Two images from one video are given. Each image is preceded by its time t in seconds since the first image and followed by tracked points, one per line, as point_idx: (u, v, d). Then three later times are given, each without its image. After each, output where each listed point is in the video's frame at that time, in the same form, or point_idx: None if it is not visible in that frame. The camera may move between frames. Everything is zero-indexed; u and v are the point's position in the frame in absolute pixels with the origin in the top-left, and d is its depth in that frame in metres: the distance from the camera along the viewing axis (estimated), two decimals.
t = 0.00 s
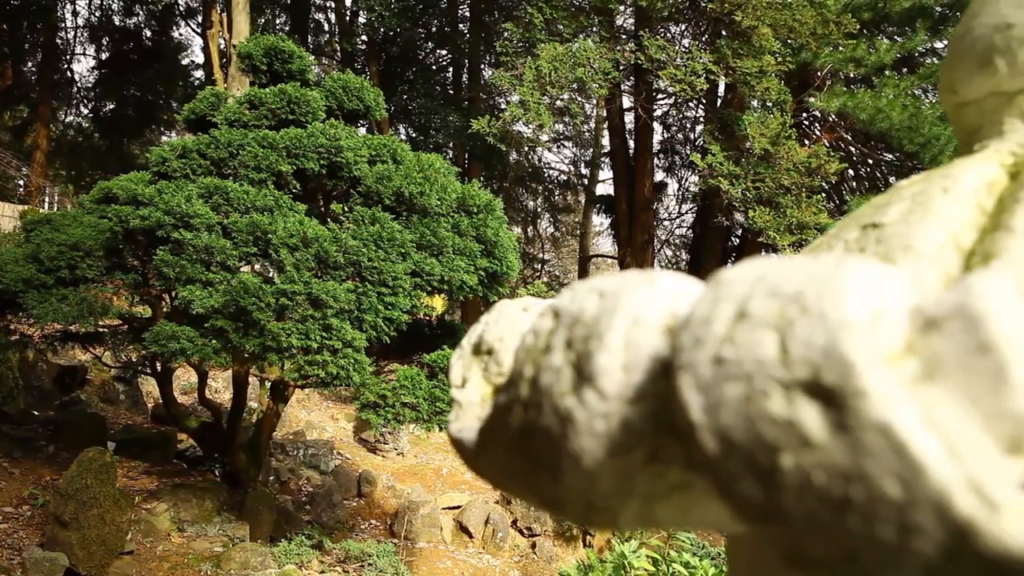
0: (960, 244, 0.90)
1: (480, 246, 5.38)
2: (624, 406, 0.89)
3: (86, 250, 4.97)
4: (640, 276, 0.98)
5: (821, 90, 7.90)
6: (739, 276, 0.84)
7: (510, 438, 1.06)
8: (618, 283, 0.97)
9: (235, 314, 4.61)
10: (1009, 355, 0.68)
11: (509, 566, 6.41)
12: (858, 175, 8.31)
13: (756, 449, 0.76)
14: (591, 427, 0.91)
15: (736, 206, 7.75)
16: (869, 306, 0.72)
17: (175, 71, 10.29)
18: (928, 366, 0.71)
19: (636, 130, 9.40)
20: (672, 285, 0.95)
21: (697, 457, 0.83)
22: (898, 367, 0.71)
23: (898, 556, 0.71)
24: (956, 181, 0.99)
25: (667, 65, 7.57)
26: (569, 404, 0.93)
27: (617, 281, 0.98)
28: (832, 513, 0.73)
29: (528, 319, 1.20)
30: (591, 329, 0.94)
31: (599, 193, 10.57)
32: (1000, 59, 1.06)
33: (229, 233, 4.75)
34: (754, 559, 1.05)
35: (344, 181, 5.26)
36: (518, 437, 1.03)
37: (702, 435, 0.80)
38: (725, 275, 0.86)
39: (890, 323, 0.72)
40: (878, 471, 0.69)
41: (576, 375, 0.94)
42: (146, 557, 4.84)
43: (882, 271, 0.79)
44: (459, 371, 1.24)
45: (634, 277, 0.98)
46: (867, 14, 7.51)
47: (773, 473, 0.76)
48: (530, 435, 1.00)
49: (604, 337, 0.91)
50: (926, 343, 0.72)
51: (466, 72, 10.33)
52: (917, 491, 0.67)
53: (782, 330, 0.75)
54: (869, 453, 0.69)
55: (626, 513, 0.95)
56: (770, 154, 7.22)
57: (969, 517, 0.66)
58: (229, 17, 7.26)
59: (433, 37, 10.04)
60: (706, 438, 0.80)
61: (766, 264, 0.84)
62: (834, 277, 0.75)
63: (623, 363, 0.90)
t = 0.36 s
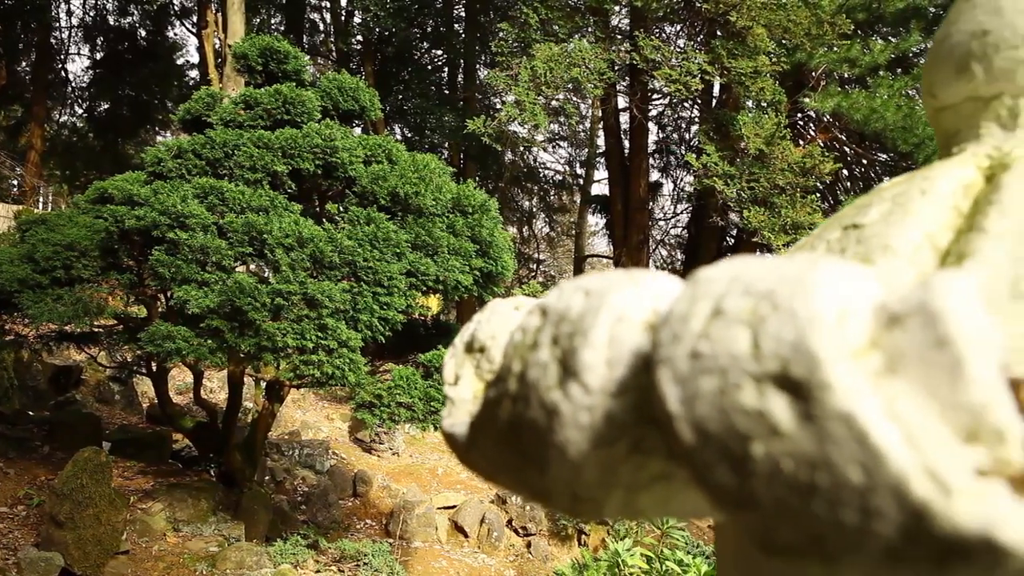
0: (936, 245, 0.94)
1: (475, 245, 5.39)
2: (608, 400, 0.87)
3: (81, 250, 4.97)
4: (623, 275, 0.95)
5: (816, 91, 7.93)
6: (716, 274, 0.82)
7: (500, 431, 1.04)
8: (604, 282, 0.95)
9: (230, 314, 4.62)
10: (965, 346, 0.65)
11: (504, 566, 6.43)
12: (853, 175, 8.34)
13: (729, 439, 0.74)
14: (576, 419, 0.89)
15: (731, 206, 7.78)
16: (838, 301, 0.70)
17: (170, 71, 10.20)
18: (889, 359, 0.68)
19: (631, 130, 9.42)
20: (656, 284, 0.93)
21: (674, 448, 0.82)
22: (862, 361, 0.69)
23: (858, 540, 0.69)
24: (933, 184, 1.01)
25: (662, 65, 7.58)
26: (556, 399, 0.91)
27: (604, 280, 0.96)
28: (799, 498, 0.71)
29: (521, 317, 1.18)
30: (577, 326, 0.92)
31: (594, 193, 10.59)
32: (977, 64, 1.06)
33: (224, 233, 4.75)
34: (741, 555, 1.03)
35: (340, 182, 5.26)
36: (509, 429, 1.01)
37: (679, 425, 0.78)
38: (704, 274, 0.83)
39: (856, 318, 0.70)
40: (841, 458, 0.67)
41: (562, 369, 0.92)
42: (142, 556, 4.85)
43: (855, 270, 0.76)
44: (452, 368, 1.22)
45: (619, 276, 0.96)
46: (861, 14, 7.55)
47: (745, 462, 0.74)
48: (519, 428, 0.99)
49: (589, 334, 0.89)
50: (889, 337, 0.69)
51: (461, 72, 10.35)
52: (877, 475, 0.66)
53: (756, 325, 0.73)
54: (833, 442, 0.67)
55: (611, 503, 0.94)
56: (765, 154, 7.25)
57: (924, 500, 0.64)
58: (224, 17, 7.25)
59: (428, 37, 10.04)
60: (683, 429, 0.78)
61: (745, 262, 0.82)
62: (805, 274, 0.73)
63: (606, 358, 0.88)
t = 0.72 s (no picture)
0: (911, 246, 0.95)
1: (470, 245, 5.41)
2: (591, 393, 0.88)
3: (77, 250, 4.97)
4: (608, 273, 0.96)
5: (811, 91, 7.95)
6: (693, 273, 0.83)
7: (489, 424, 1.03)
8: (589, 280, 0.96)
9: (226, 314, 4.63)
10: (922, 341, 0.68)
11: (499, 565, 6.45)
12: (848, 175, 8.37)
13: (703, 430, 0.75)
14: (561, 412, 0.90)
15: (726, 206, 7.80)
16: (806, 301, 0.72)
17: (165, 71, 10.22)
18: (854, 353, 0.70)
19: (627, 130, 9.44)
20: (639, 282, 0.94)
21: (652, 437, 0.83)
22: (828, 355, 0.70)
23: (822, 523, 0.70)
24: (910, 186, 1.02)
25: (657, 66, 7.60)
26: (542, 392, 0.92)
27: (589, 278, 0.96)
28: (767, 484, 0.72)
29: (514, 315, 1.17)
30: (563, 323, 0.93)
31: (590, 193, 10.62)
32: (954, 70, 1.06)
33: (220, 233, 4.76)
34: (726, 551, 1.03)
35: (335, 182, 5.26)
36: (497, 421, 1.01)
37: (656, 416, 0.79)
38: (682, 273, 0.85)
39: (823, 315, 0.72)
40: (807, 445, 0.69)
41: (549, 363, 0.93)
42: (138, 556, 4.86)
43: (824, 270, 0.78)
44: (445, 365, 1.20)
45: (602, 275, 0.97)
46: (856, 15, 7.60)
47: (718, 450, 0.75)
48: (507, 421, 0.99)
49: (574, 329, 0.90)
50: (853, 333, 0.71)
51: (456, 72, 10.36)
52: (839, 461, 0.67)
53: (728, 320, 0.74)
54: (800, 430, 0.69)
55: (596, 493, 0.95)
56: (760, 154, 7.29)
57: (883, 484, 0.66)
58: (219, 17, 7.25)
59: (423, 37, 10.04)
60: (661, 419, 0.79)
61: (722, 261, 0.84)
62: (775, 273, 0.75)
63: (589, 352, 0.89)
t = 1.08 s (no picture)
0: (893, 246, 0.97)
1: (466, 246, 5.43)
2: (579, 388, 0.89)
3: (74, 250, 4.97)
4: (597, 273, 0.97)
5: (806, 92, 7.97)
6: (678, 273, 0.84)
7: (482, 420, 1.04)
8: (579, 280, 0.97)
9: (223, 314, 4.63)
10: (895, 338, 0.69)
11: (496, 565, 6.47)
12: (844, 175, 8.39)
13: (686, 423, 0.76)
14: (551, 407, 0.91)
15: (722, 206, 7.82)
16: (785, 299, 0.73)
17: (161, 71, 10.23)
18: (830, 349, 0.71)
19: (623, 130, 9.45)
20: (627, 282, 0.95)
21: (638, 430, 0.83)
22: (804, 351, 0.71)
23: (799, 511, 0.71)
24: (895, 187, 1.03)
25: (653, 66, 7.62)
26: (532, 388, 0.93)
27: (579, 278, 0.97)
28: (746, 474, 0.73)
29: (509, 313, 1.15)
30: (553, 321, 0.94)
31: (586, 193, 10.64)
32: (938, 75, 1.07)
33: (217, 233, 4.76)
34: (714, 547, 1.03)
35: (332, 182, 5.27)
36: (490, 417, 1.02)
37: (641, 410, 0.80)
38: (667, 273, 0.86)
39: (801, 313, 0.73)
40: (782, 436, 0.69)
41: (538, 360, 0.94)
42: (135, 556, 4.86)
43: (805, 270, 0.79)
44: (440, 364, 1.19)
45: (592, 274, 0.98)
46: (851, 15, 7.62)
47: (700, 443, 0.76)
48: (500, 417, 1.00)
49: (563, 327, 0.91)
50: (829, 330, 0.72)
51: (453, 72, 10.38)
52: (814, 452, 0.68)
53: (710, 318, 0.75)
54: (776, 424, 0.69)
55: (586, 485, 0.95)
56: (756, 154, 7.31)
57: (854, 474, 0.66)
58: (215, 17, 7.25)
59: (420, 38, 10.04)
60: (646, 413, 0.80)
61: (706, 262, 0.85)
62: (756, 273, 0.76)
63: (577, 349, 0.90)
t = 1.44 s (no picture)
0: (879, 246, 0.98)
1: (463, 246, 5.44)
2: (569, 385, 0.90)
3: (70, 251, 4.96)
4: (589, 273, 0.98)
5: (802, 92, 7.99)
6: (664, 271, 0.85)
7: (475, 416, 1.05)
8: (569, 279, 0.98)
9: (219, 314, 4.63)
10: (871, 336, 0.70)
11: (492, 565, 6.49)
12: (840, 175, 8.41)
13: (669, 418, 0.76)
14: (542, 402, 0.92)
15: (718, 207, 7.83)
16: (766, 299, 0.73)
17: (158, 71, 10.19)
18: (808, 346, 0.71)
19: (620, 130, 9.46)
20: (616, 282, 0.96)
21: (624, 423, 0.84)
22: (784, 347, 0.72)
23: (779, 502, 0.71)
24: (881, 188, 1.04)
25: (650, 66, 7.64)
26: (525, 383, 0.94)
27: (570, 277, 0.98)
28: (727, 466, 0.73)
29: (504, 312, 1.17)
30: (544, 318, 0.95)
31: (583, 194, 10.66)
32: (922, 78, 1.09)
33: (214, 233, 4.76)
34: (703, 543, 1.03)
35: (329, 183, 5.27)
36: (483, 413, 1.03)
37: (626, 405, 0.80)
38: (654, 272, 0.86)
39: (780, 312, 0.73)
40: (762, 429, 0.70)
41: (530, 356, 0.95)
42: (132, 556, 4.86)
43: (787, 270, 0.80)
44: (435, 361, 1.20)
45: (583, 273, 0.98)
46: (847, 16, 7.65)
47: (682, 436, 0.76)
48: (492, 412, 1.01)
49: (553, 325, 0.92)
50: (807, 328, 0.72)
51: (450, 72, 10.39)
52: (792, 445, 0.68)
53: (693, 317, 0.76)
54: (756, 417, 0.70)
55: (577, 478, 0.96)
56: (752, 154, 7.34)
57: (830, 464, 0.67)
58: (211, 17, 7.24)
59: (416, 38, 10.04)
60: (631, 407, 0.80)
61: (692, 261, 0.85)
62: (739, 272, 0.77)
63: (568, 345, 0.91)
